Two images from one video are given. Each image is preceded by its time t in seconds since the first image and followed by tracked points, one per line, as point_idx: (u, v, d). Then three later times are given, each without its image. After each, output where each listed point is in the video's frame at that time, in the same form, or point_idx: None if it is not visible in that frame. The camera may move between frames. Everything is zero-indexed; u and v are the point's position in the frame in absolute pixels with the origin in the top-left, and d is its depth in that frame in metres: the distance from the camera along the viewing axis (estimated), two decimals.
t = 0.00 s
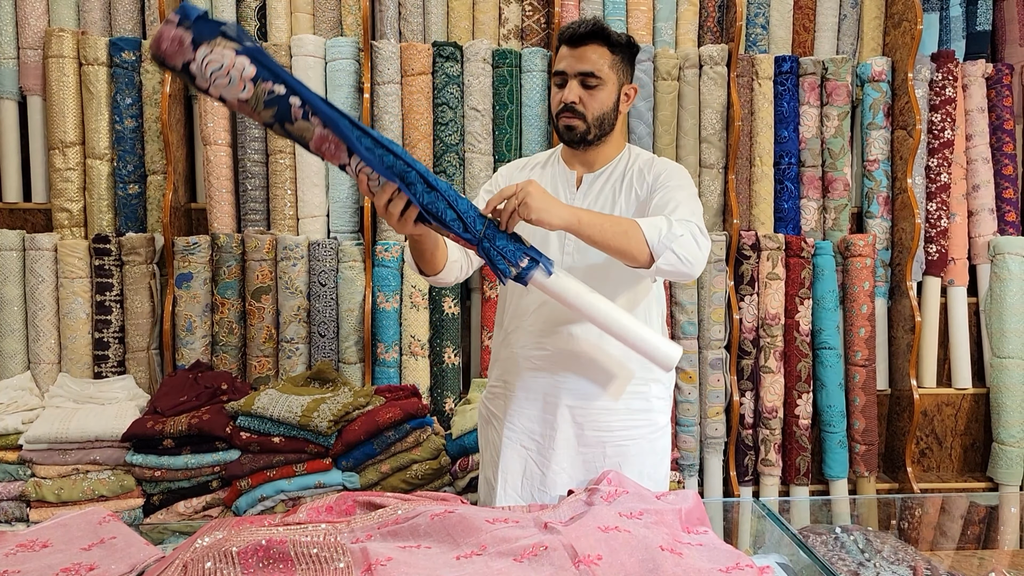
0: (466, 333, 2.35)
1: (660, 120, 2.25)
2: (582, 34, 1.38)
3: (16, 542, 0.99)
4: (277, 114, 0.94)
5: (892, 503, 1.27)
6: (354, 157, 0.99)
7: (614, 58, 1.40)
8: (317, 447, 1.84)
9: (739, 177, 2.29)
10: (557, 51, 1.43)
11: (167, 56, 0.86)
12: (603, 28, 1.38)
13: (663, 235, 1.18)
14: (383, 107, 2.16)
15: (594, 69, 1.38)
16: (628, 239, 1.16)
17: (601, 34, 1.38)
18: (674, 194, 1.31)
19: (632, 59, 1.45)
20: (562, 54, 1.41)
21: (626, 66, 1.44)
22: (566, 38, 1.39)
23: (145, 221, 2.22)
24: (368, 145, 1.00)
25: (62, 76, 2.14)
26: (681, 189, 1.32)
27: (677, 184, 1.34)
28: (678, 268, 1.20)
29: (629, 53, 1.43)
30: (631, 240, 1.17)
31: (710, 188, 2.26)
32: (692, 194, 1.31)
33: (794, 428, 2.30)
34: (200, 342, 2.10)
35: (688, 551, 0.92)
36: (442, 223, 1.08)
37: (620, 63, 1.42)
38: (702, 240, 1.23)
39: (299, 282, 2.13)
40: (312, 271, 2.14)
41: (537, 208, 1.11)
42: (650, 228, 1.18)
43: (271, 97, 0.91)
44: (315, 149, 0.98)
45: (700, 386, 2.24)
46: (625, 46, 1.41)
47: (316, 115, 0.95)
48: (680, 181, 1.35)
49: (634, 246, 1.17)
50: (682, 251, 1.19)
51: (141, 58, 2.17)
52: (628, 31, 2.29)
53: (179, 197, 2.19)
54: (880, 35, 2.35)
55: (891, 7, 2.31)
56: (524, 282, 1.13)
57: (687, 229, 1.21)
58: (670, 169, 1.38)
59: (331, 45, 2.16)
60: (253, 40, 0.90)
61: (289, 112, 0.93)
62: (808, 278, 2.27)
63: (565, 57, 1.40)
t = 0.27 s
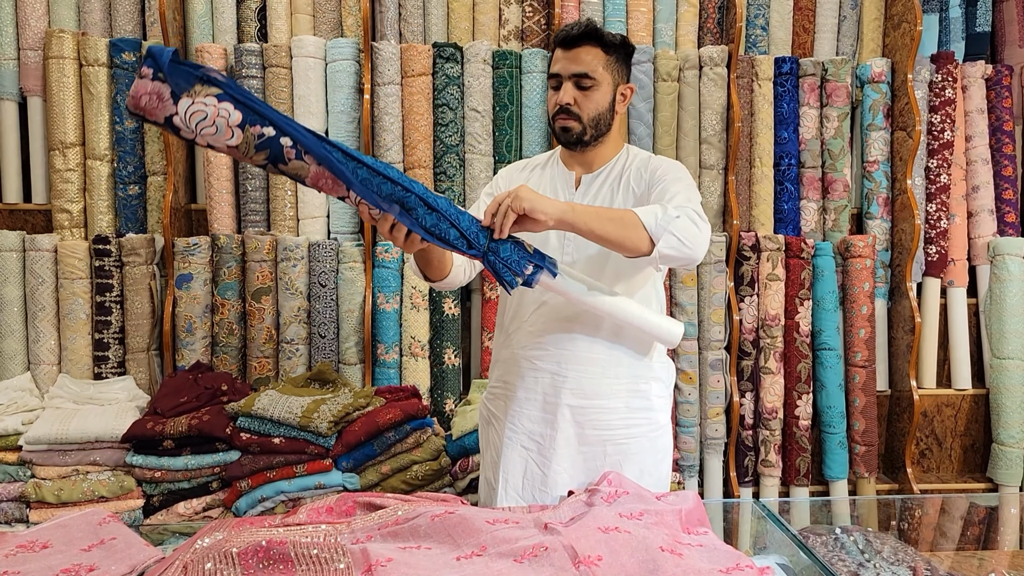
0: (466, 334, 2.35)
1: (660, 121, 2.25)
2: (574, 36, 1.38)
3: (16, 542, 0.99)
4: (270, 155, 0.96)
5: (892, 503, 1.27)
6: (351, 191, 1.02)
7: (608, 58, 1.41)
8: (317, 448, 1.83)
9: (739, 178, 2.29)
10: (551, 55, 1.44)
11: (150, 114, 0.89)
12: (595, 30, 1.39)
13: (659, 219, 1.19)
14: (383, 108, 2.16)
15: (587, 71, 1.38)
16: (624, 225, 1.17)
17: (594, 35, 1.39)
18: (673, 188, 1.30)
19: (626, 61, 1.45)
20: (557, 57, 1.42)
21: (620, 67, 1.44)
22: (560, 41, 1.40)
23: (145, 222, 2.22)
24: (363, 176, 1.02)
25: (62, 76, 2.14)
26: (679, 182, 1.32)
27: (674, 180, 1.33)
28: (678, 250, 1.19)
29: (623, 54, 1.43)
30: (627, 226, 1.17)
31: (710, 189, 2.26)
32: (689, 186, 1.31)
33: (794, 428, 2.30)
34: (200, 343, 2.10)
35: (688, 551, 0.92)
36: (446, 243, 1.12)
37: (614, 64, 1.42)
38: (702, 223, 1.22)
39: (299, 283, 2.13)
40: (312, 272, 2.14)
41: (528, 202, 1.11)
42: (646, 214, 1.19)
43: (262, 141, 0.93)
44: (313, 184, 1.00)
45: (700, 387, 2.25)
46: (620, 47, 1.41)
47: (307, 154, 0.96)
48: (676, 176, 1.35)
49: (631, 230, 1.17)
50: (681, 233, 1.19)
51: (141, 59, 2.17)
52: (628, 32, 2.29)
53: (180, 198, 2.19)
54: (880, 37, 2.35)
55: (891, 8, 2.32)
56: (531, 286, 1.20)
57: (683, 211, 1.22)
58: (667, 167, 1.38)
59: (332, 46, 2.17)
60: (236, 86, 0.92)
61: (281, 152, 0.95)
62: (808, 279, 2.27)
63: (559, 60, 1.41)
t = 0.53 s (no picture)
0: (465, 335, 2.35)
1: (658, 123, 2.25)
2: (567, 36, 1.39)
3: (14, 545, 0.98)
4: (250, 191, 0.96)
5: (891, 505, 1.25)
6: (337, 211, 1.01)
7: (601, 59, 1.41)
8: (316, 449, 1.83)
9: (738, 179, 2.29)
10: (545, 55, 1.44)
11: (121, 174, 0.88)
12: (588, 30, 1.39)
13: (676, 236, 1.16)
14: (382, 110, 2.16)
15: (577, 71, 1.39)
16: (640, 243, 1.14)
17: (587, 35, 1.39)
18: (675, 194, 1.30)
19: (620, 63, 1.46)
20: (550, 57, 1.43)
21: (613, 69, 1.44)
22: (552, 41, 1.41)
23: (144, 223, 2.22)
24: (345, 195, 1.01)
25: (61, 78, 2.14)
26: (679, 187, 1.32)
27: (674, 185, 1.33)
28: (693, 268, 1.17)
29: (616, 56, 1.44)
30: (643, 242, 1.14)
31: (709, 191, 2.27)
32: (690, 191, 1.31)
33: (793, 430, 2.30)
34: (199, 345, 2.10)
35: (687, 553, 0.92)
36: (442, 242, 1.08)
37: (606, 65, 1.42)
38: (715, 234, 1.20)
39: (298, 284, 2.13)
40: (311, 274, 2.14)
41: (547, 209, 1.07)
42: (663, 230, 1.15)
43: (240, 179, 0.94)
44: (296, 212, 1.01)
45: (699, 389, 2.25)
46: (612, 48, 1.42)
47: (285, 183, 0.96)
48: (676, 180, 1.34)
49: (646, 249, 1.14)
50: (697, 249, 1.16)
51: (140, 61, 2.17)
52: (627, 34, 2.29)
53: (178, 199, 2.19)
54: (879, 38, 2.35)
55: (889, 10, 2.32)
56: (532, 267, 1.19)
57: (699, 227, 1.19)
58: (664, 170, 1.38)
59: (331, 48, 2.17)
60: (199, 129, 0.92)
61: (260, 187, 0.95)
62: (807, 281, 2.27)
63: (552, 59, 1.42)
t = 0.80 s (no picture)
0: (464, 337, 2.34)
1: (658, 125, 2.25)
2: (566, 36, 1.40)
3: (13, 547, 0.98)
4: (198, 237, 1.10)
5: (891, 507, 1.25)
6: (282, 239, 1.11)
7: (600, 60, 1.42)
8: (315, 451, 1.83)
9: (737, 181, 2.29)
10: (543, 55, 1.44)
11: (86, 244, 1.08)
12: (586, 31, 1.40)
13: (743, 256, 1.23)
14: (381, 111, 2.16)
15: (576, 71, 1.39)
16: (711, 260, 1.20)
17: (586, 36, 1.40)
18: (699, 207, 1.34)
19: (619, 65, 1.46)
20: (548, 57, 1.43)
21: (612, 70, 1.44)
22: (551, 41, 1.41)
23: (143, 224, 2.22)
24: (287, 222, 1.10)
25: (61, 80, 2.14)
26: (699, 199, 1.36)
27: (691, 196, 1.36)
28: (754, 282, 1.25)
29: (615, 57, 1.44)
30: (714, 262, 1.21)
31: (709, 192, 2.27)
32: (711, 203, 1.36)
33: (793, 432, 2.30)
34: (198, 347, 2.10)
35: (687, 555, 0.92)
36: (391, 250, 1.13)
37: (605, 66, 1.43)
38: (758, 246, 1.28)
39: (298, 286, 2.13)
40: (310, 276, 2.14)
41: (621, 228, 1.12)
42: (730, 249, 1.22)
43: (183, 228, 1.08)
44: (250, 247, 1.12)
45: (699, 391, 2.24)
46: (611, 49, 1.42)
47: (223, 222, 1.09)
48: (692, 190, 1.38)
49: (715, 268, 1.21)
50: (756, 266, 1.24)
51: (139, 63, 2.17)
52: (626, 35, 2.30)
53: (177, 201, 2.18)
54: (878, 40, 2.35)
55: (889, 11, 2.32)
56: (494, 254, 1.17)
57: (750, 241, 1.26)
58: (676, 178, 1.41)
59: (330, 50, 2.17)
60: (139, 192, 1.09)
61: (205, 231, 1.09)
62: (807, 283, 2.27)
63: (551, 59, 1.42)
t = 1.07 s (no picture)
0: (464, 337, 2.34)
1: (658, 125, 2.25)
2: (567, 37, 1.41)
3: (13, 547, 0.98)
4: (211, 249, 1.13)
5: (891, 507, 1.25)
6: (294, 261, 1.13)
7: (600, 61, 1.42)
8: (314, 452, 1.83)
9: (737, 181, 2.29)
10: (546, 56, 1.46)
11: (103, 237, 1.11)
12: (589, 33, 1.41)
13: (761, 261, 1.24)
14: (381, 111, 2.16)
15: (575, 73, 1.41)
16: (733, 274, 1.21)
17: (587, 37, 1.41)
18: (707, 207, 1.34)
19: (621, 67, 1.47)
20: (550, 58, 1.45)
21: (613, 72, 1.45)
22: (554, 42, 1.43)
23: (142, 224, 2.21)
24: (297, 249, 1.12)
25: (60, 80, 2.14)
26: (706, 199, 1.36)
27: (697, 196, 1.37)
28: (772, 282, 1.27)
29: (617, 59, 1.45)
30: (736, 274, 1.22)
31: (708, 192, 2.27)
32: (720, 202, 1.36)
33: (793, 432, 2.30)
34: (198, 347, 2.10)
35: (687, 555, 0.91)
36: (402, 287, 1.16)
37: (606, 67, 1.43)
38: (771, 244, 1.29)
39: (297, 286, 2.13)
40: (310, 276, 2.14)
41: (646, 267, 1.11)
42: (749, 255, 1.23)
43: (197, 243, 1.11)
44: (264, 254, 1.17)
45: (699, 391, 2.24)
46: (612, 52, 1.43)
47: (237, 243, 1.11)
48: (698, 191, 1.38)
49: (737, 280, 1.22)
50: (774, 267, 1.25)
51: (139, 63, 2.17)
52: (626, 36, 2.30)
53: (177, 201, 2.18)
54: (878, 40, 2.35)
55: (889, 11, 2.32)
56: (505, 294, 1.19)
57: (764, 241, 1.27)
58: (680, 179, 1.41)
59: (330, 50, 2.17)
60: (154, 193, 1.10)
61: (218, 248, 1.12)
62: (807, 283, 2.27)
63: (552, 59, 1.43)
